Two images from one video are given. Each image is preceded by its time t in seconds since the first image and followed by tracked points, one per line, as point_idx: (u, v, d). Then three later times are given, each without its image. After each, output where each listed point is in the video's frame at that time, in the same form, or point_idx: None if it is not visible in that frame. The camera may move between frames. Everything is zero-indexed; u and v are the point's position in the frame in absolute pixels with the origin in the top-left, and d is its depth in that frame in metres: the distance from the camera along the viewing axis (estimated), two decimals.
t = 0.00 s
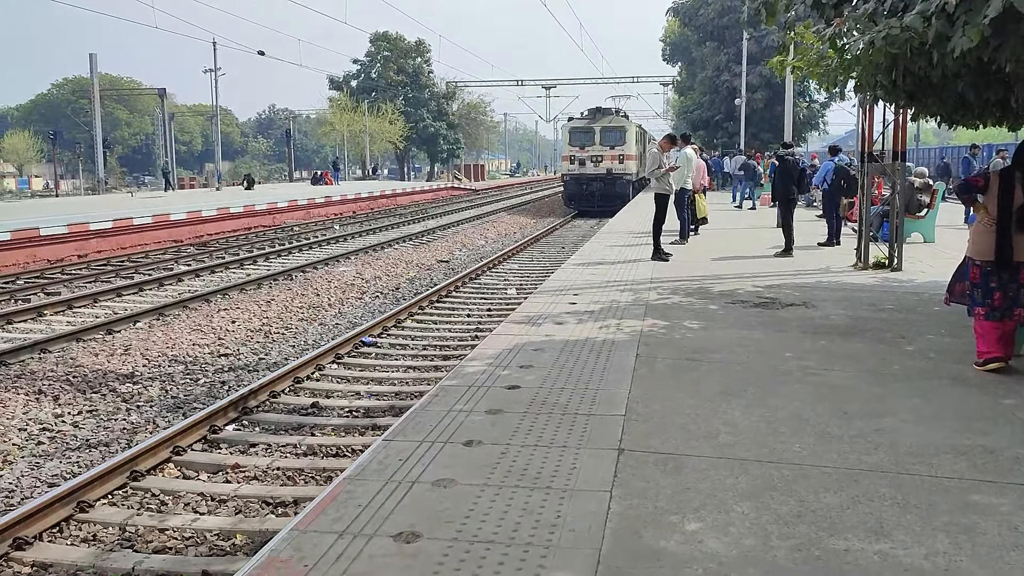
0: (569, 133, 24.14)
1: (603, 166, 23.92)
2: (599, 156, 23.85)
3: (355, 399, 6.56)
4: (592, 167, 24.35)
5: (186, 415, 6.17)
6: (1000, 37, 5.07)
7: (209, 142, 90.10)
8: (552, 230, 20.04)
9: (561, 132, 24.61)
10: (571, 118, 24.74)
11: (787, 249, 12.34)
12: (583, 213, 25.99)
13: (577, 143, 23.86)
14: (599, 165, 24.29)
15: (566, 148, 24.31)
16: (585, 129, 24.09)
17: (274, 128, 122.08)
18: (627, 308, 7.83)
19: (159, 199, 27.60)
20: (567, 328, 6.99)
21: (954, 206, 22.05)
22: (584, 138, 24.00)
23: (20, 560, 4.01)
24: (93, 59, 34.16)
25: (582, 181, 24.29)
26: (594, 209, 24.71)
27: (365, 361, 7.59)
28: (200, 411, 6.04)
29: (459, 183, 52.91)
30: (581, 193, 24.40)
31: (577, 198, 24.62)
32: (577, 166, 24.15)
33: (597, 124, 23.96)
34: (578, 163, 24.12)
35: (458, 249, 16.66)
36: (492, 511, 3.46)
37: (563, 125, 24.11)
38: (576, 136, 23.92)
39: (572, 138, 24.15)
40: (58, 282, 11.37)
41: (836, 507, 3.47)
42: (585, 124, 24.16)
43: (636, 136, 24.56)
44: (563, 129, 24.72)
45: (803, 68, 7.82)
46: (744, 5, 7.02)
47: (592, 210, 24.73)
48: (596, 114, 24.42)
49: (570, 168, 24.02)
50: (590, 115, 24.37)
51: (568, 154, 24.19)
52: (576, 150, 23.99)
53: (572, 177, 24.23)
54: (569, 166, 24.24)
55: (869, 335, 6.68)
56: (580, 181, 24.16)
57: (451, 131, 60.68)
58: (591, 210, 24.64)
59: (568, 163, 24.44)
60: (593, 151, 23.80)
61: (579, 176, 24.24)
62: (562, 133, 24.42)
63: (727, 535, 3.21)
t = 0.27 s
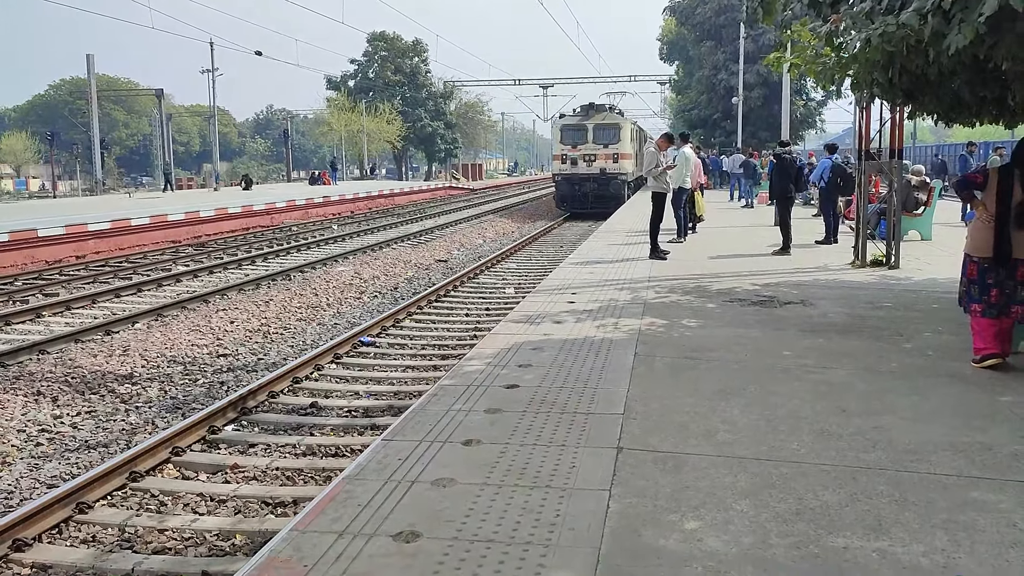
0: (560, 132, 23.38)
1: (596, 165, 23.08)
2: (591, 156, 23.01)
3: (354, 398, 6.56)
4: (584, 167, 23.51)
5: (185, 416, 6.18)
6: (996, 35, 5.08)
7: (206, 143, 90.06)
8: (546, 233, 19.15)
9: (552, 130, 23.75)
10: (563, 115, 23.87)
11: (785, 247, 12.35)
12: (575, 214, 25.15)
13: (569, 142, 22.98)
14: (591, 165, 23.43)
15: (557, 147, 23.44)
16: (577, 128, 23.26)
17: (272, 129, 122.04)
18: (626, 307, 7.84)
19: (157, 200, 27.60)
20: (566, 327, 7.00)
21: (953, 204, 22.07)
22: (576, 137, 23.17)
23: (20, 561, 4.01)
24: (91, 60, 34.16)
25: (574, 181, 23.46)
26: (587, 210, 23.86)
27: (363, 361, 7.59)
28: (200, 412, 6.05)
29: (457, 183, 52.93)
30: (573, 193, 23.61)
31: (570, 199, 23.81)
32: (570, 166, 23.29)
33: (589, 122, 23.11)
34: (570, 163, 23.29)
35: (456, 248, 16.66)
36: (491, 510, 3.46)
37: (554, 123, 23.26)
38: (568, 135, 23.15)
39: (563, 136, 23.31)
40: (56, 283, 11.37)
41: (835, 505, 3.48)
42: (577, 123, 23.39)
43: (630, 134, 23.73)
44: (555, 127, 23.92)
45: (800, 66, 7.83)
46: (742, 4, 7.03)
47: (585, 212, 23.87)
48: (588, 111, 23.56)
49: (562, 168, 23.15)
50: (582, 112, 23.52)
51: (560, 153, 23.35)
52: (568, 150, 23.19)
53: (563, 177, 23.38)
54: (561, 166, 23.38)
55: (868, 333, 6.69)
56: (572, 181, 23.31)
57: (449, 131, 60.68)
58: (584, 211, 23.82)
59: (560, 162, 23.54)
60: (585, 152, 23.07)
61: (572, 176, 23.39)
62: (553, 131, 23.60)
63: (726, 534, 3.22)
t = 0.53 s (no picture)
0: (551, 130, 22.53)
1: (588, 164, 22.21)
2: (583, 155, 22.15)
3: (351, 398, 6.55)
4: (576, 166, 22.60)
5: (182, 416, 6.16)
6: (992, 32, 5.09)
7: (203, 142, 89.92)
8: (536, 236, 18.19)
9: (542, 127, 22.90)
10: (554, 112, 23.03)
11: (782, 245, 12.35)
12: (567, 215, 24.29)
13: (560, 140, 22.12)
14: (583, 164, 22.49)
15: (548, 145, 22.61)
16: (569, 125, 22.42)
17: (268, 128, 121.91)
18: (623, 306, 7.83)
19: (154, 199, 27.55)
20: (564, 325, 6.98)
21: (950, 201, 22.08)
22: (567, 134, 22.32)
23: (17, 563, 4.00)
24: (87, 59, 34.09)
25: (565, 181, 22.62)
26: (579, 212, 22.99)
27: (361, 360, 7.58)
28: (197, 412, 6.03)
29: (454, 181, 52.90)
30: (564, 194, 22.71)
31: (561, 200, 22.97)
32: (560, 164, 22.43)
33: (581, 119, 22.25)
34: (562, 161, 22.39)
35: (453, 247, 16.63)
36: (490, 509, 3.45)
37: (544, 120, 22.38)
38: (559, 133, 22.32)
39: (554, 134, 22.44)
40: (53, 283, 11.35)
41: (834, 503, 3.48)
42: (568, 120, 22.55)
43: (624, 132, 22.89)
44: (545, 125, 23.09)
45: (797, 64, 7.83)
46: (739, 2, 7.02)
47: (577, 213, 23.01)
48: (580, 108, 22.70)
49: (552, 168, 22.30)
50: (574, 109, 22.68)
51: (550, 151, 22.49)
52: (559, 149, 22.35)
53: (553, 177, 22.53)
54: (551, 166, 22.53)
55: (865, 331, 6.68)
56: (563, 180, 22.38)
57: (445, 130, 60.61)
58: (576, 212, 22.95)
59: (551, 161, 22.66)
60: (577, 151, 22.24)
61: (562, 175, 22.53)
62: (543, 129, 22.77)
63: (726, 532, 3.21)
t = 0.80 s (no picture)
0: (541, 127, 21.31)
1: (580, 163, 20.94)
2: (576, 154, 20.90)
3: (349, 398, 6.54)
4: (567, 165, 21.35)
5: (180, 416, 6.15)
6: (988, 30, 5.10)
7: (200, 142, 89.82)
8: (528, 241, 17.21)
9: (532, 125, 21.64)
10: (544, 108, 21.80)
11: (779, 244, 12.34)
12: (558, 218, 22.95)
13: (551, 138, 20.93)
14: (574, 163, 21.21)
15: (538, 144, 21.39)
16: (560, 122, 21.17)
17: (266, 128, 121.82)
18: (621, 305, 7.82)
19: (151, 199, 27.49)
20: (562, 324, 6.98)
21: (947, 200, 22.10)
22: (559, 132, 21.07)
23: (15, 563, 3.99)
24: (83, 59, 34.04)
25: (556, 182, 21.26)
26: (572, 214, 21.66)
27: (359, 360, 7.58)
28: (195, 412, 6.02)
29: (452, 181, 52.88)
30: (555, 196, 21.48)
31: (552, 202, 21.61)
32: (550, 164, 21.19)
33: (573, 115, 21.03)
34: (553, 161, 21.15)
35: (451, 247, 16.62)
36: (488, 509, 3.45)
37: (534, 117, 21.16)
38: (549, 130, 21.11)
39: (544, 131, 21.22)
40: (50, 283, 11.33)
41: (832, 501, 3.48)
42: (559, 117, 21.30)
43: (619, 129, 21.67)
44: (535, 122, 21.85)
45: (795, 63, 7.83)
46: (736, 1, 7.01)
47: (569, 215, 21.66)
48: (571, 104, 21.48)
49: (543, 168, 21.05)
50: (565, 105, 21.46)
51: (540, 150, 21.24)
52: (550, 147, 21.11)
53: (544, 177, 21.18)
54: (541, 165, 21.21)
55: (863, 329, 6.69)
56: (553, 181, 21.11)
57: (443, 129, 60.59)
58: (568, 215, 21.62)
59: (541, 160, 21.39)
60: (569, 149, 20.94)
61: (554, 176, 21.18)
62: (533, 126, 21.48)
63: (724, 531, 3.21)
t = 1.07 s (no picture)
0: (530, 124, 20.38)
1: (572, 163, 20.00)
2: (567, 152, 19.99)
3: (348, 397, 6.54)
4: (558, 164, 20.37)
5: (178, 415, 6.15)
6: (987, 29, 5.10)
7: (198, 141, 89.76)
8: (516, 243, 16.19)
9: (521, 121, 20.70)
10: (535, 104, 20.85)
11: (777, 243, 12.34)
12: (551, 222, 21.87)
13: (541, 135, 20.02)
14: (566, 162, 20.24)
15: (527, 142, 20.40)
16: (551, 118, 20.24)
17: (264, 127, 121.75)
18: (620, 304, 7.81)
19: (150, 198, 27.47)
20: (561, 323, 6.98)
21: (946, 199, 22.12)
22: (549, 129, 20.16)
23: (14, 562, 3.99)
24: (81, 58, 33.99)
25: (547, 184, 20.26)
26: (564, 217, 20.59)
27: (358, 359, 7.57)
28: (194, 411, 6.02)
29: (450, 180, 52.87)
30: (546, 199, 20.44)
31: (543, 205, 20.58)
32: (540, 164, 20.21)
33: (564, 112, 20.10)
34: (543, 160, 20.18)
35: (450, 246, 16.62)
36: (487, 508, 3.45)
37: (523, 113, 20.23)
38: (539, 127, 20.20)
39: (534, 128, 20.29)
40: (48, 283, 11.32)
41: (831, 500, 3.48)
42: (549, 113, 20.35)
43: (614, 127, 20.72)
44: (525, 118, 20.91)
45: (794, 63, 7.83)
46: None
47: (562, 218, 20.62)
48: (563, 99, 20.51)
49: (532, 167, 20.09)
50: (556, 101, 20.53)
51: (529, 148, 20.32)
52: (540, 145, 20.19)
53: (534, 177, 20.22)
54: (531, 165, 20.27)
55: (862, 328, 6.69)
56: (544, 182, 20.09)
57: (442, 128, 60.58)
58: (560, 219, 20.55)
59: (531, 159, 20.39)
60: (559, 147, 20.06)
61: (544, 176, 20.19)
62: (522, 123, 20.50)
63: (723, 530, 3.22)
